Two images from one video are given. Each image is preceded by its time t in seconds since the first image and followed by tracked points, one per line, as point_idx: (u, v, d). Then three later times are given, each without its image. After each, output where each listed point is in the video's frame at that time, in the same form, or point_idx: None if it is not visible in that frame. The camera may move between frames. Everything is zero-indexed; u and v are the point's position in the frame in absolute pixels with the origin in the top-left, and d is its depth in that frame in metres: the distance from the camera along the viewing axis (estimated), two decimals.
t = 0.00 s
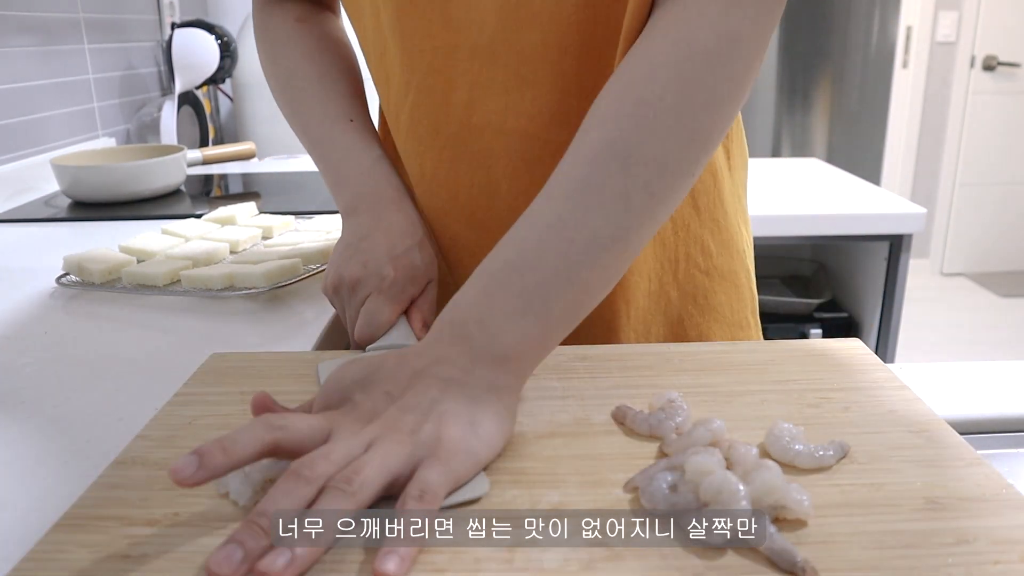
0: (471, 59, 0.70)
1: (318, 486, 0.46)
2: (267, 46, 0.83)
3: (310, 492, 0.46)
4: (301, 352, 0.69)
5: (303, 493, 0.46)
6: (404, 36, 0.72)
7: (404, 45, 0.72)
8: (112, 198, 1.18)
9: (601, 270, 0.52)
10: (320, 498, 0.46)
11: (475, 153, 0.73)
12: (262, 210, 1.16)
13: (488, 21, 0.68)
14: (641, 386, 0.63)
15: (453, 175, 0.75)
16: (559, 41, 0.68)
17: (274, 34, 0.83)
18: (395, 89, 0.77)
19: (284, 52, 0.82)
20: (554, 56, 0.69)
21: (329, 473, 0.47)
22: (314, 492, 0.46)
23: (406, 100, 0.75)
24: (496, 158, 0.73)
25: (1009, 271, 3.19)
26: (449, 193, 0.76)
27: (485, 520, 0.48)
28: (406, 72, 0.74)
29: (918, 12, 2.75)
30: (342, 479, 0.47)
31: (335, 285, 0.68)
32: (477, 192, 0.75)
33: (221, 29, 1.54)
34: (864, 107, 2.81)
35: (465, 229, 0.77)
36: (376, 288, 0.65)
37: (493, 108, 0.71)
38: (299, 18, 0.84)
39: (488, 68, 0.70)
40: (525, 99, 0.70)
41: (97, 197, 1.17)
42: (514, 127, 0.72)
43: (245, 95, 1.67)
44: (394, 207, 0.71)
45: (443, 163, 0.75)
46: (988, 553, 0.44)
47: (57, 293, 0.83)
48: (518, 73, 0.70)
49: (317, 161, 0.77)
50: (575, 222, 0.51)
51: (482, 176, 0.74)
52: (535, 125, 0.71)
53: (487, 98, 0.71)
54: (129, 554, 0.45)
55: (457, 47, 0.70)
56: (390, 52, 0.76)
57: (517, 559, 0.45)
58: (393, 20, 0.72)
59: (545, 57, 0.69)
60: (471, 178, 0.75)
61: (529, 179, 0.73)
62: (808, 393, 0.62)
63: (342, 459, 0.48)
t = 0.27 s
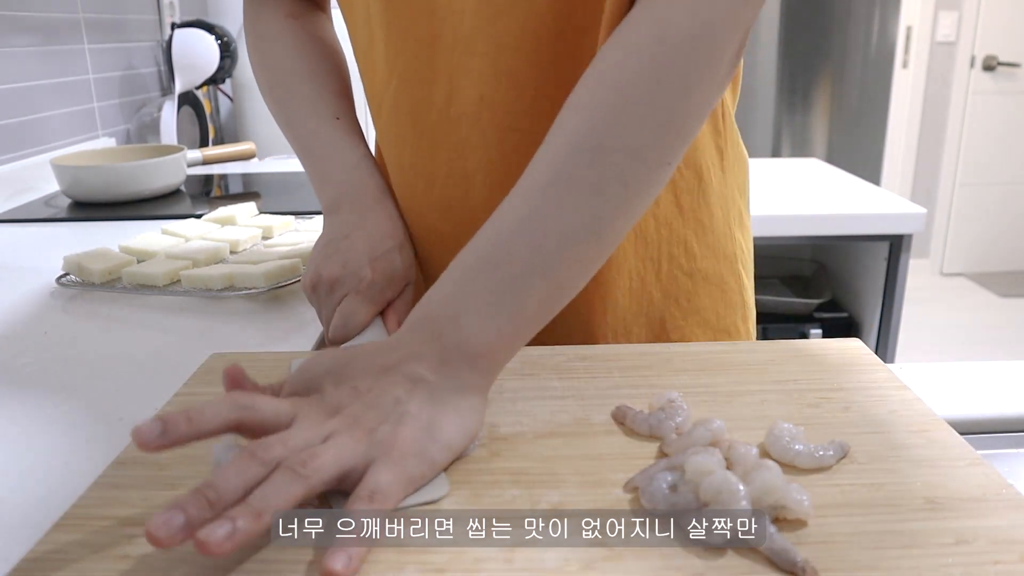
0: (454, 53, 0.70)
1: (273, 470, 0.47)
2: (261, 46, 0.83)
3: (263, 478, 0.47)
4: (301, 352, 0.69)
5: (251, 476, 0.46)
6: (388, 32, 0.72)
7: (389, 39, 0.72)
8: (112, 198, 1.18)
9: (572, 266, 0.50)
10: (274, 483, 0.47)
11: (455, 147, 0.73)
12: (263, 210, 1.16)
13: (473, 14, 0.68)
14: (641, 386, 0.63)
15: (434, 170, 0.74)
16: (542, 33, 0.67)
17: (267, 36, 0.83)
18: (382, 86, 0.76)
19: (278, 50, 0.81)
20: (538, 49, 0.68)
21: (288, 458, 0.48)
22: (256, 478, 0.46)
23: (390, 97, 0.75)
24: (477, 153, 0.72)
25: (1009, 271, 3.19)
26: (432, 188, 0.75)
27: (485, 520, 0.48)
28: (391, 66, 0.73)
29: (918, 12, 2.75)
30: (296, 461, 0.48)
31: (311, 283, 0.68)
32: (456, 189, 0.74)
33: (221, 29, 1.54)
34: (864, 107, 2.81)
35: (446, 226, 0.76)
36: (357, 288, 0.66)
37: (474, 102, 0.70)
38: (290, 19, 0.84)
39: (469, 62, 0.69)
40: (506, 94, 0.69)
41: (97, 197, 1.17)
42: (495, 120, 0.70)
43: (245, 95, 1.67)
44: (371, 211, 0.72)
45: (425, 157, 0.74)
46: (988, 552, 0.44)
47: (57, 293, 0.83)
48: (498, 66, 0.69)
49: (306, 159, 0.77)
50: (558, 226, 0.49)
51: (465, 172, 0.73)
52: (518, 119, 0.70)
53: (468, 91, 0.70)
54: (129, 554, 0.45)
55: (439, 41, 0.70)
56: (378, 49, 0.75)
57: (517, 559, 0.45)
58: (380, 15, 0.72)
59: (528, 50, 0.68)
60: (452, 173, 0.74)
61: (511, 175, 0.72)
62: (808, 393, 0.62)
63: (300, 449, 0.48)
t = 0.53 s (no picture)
0: (472, 56, 0.66)
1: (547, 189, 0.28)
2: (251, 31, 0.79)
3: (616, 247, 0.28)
4: (301, 352, 0.69)
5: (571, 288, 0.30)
6: (399, 28, 0.67)
7: (399, 36, 0.67)
8: (112, 198, 1.18)
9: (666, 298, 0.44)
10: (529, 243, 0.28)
11: (471, 152, 0.70)
12: (263, 210, 1.16)
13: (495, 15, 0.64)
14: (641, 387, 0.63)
15: (447, 173, 0.72)
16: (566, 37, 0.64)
17: (257, 19, 0.79)
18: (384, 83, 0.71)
19: (268, 39, 0.77)
20: (559, 54, 0.64)
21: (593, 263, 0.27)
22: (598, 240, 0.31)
23: (399, 96, 0.70)
24: (494, 158, 0.70)
25: (1010, 271, 3.18)
26: (445, 191, 0.73)
27: (485, 520, 0.48)
28: (400, 64, 0.69)
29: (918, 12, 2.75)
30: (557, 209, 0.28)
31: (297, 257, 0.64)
32: (470, 193, 0.72)
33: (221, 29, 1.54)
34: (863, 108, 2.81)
35: (457, 227, 0.74)
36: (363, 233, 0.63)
37: (492, 107, 0.68)
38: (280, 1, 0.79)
39: (489, 66, 0.66)
40: (528, 99, 0.67)
41: (97, 196, 1.17)
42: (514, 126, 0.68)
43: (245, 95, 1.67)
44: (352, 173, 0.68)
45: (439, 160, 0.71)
46: (988, 553, 0.44)
47: (57, 293, 0.83)
48: (520, 71, 0.66)
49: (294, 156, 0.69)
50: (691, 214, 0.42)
51: (480, 176, 0.71)
52: (539, 125, 0.68)
53: (487, 97, 0.67)
54: (129, 554, 0.45)
55: (457, 40, 0.66)
56: (380, 41, 0.69)
57: (517, 559, 0.45)
58: (389, 8, 0.67)
59: (551, 56, 0.65)
60: (468, 177, 0.71)
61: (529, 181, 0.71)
62: (808, 393, 0.62)
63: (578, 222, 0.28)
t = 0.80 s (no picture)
0: (492, 62, 0.68)
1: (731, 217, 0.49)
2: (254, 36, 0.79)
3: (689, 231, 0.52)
4: (301, 352, 0.69)
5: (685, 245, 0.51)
6: (417, 36, 0.69)
7: (418, 43, 0.69)
8: (112, 198, 1.18)
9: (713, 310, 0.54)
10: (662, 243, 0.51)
11: (488, 155, 0.72)
12: (262, 210, 1.16)
13: (516, 24, 0.67)
14: (641, 386, 0.63)
15: (464, 176, 0.73)
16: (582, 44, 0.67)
17: (259, 25, 0.79)
18: (400, 89, 0.73)
19: (273, 46, 0.77)
20: (576, 63, 0.68)
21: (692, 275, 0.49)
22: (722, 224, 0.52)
23: (416, 102, 0.72)
24: (512, 160, 0.72)
25: (1010, 271, 3.18)
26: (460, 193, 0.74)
27: (485, 519, 0.48)
28: (417, 70, 0.70)
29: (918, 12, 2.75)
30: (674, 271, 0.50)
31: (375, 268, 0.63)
32: (487, 195, 0.74)
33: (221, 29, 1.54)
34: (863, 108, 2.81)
35: (472, 228, 0.75)
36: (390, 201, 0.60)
37: (510, 111, 0.70)
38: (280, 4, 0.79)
39: (510, 72, 0.69)
40: (546, 103, 0.70)
41: (96, 196, 1.17)
42: (532, 129, 0.71)
43: (245, 95, 1.67)
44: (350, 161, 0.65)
45: (456, 163, 0.73)
46: (988, 553, 0.44)
47: (56, 293, 0.83)
48: (539, 77, 0.69)
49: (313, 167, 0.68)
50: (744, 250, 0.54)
51: (497, 178, 0.73)
52: (556, 128, 0.70)
53: (505, 101, 0.70)
54: (129, 554, 0.45)
55: (478, 47, 0.68)
56: (397, 50, 0.71)
57: (517, 559, 0.45)
58: (404, 15, 0.69)
59: (569, 62, 0.68)
60: (485, 179, 0.73)
61: (546, 182, 0.73)
62: (808, 393, 0.62)
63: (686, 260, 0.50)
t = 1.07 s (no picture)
0: (502, 68, 0.68)
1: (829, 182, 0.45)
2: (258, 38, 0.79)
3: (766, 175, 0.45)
4: (301, 352, 0.69)
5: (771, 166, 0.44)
6: (425, 42, 0.69)
7: (426, 49, 0.69)
8: (112, 198, 1.18)
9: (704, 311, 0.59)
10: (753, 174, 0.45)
11: (499, 160, 0.72)
12: (263, 210, 1.16)
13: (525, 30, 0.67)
14: (641, 386, 0.63)
15: (474, 180, 0.73)
16: (592, 49, 0.67)
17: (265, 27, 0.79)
18: (409, 94, 0.73)
19: (279, 47, 0.77)
20: (587, 67, 0.68)
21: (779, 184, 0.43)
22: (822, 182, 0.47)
23: (425, 107, 0.72)
24: (523, 164, 0.72)
25: (1010, 271, 3.18)
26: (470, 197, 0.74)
27: (485, 519, 0.48)
28: (426, 76, 0.70)
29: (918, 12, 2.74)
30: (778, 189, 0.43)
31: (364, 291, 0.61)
32: (498, 199, 0.74)
33: (221, 29, 1.54)
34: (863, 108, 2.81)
35: (480, 229, 0.76)
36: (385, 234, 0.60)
37: (521, 116, 0.70)
38: (284, 1, 0.79)
39: (519, 79, 0.69)
40: (557, 108, 0.70)
41: (96, 196, 1.17)
42: (543, 133, 0.71)
43: (245, 95, 1.67)
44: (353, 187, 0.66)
45: (466, 168, 0.73)
46: (988, 553, 0.44)
47: (56, 293, 0.83)
48: (549, 83, 0.69)
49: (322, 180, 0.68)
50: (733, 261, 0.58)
51: (508, 182, 0.73)
52: (567, 132, 0.71)
53: (516, 106, 0.70)
54: (129, 554, 0.45)
55: (486, 52, 0.68)
56: (406, 55, 0.71)
57: (517, 559, 0.45)
58: (412, 18, 0.69)
59: (579, 68, 0.68)
60: (495, 183, 0.73)
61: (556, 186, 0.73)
62: (808, 392, 0.62)
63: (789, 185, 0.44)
